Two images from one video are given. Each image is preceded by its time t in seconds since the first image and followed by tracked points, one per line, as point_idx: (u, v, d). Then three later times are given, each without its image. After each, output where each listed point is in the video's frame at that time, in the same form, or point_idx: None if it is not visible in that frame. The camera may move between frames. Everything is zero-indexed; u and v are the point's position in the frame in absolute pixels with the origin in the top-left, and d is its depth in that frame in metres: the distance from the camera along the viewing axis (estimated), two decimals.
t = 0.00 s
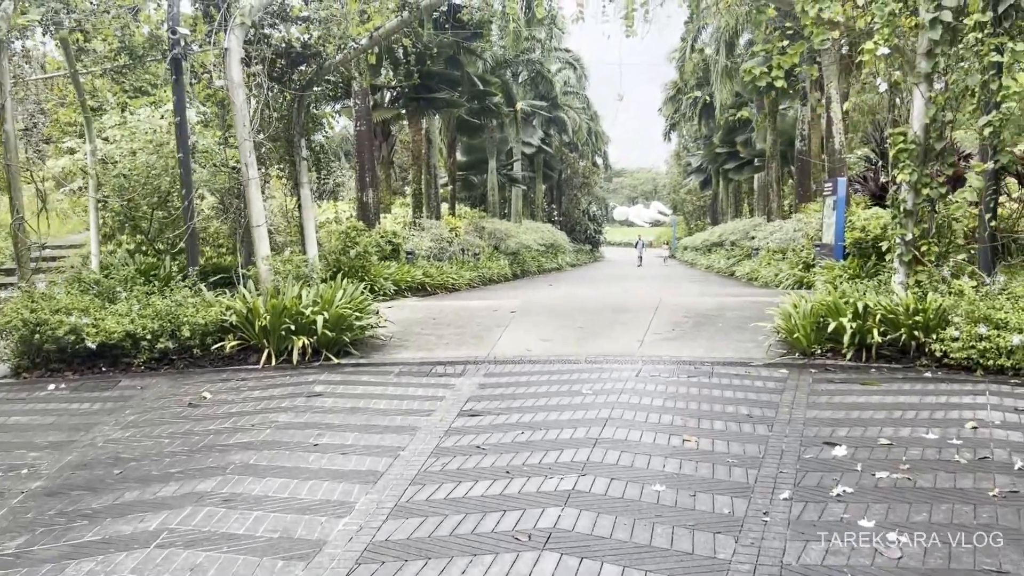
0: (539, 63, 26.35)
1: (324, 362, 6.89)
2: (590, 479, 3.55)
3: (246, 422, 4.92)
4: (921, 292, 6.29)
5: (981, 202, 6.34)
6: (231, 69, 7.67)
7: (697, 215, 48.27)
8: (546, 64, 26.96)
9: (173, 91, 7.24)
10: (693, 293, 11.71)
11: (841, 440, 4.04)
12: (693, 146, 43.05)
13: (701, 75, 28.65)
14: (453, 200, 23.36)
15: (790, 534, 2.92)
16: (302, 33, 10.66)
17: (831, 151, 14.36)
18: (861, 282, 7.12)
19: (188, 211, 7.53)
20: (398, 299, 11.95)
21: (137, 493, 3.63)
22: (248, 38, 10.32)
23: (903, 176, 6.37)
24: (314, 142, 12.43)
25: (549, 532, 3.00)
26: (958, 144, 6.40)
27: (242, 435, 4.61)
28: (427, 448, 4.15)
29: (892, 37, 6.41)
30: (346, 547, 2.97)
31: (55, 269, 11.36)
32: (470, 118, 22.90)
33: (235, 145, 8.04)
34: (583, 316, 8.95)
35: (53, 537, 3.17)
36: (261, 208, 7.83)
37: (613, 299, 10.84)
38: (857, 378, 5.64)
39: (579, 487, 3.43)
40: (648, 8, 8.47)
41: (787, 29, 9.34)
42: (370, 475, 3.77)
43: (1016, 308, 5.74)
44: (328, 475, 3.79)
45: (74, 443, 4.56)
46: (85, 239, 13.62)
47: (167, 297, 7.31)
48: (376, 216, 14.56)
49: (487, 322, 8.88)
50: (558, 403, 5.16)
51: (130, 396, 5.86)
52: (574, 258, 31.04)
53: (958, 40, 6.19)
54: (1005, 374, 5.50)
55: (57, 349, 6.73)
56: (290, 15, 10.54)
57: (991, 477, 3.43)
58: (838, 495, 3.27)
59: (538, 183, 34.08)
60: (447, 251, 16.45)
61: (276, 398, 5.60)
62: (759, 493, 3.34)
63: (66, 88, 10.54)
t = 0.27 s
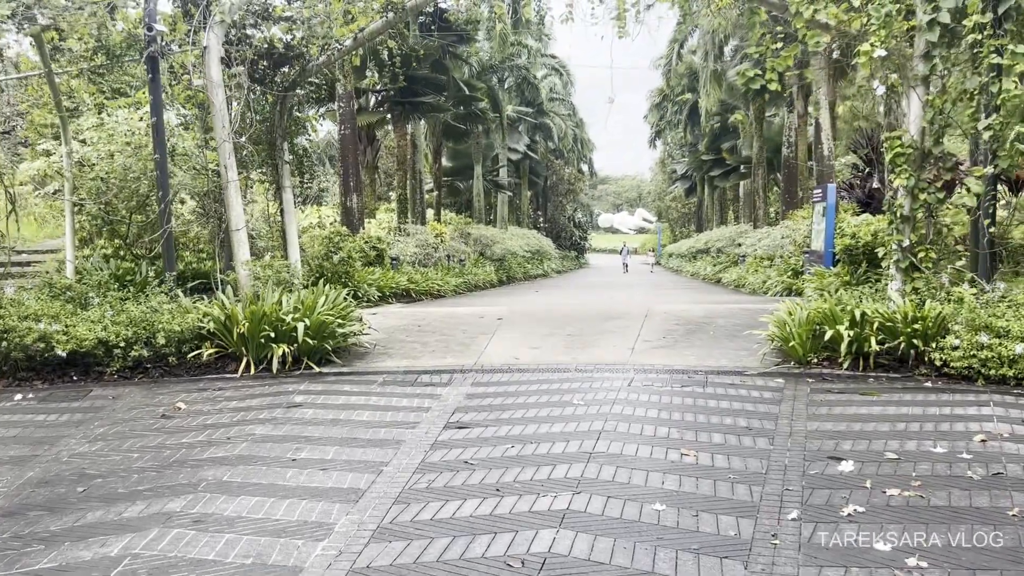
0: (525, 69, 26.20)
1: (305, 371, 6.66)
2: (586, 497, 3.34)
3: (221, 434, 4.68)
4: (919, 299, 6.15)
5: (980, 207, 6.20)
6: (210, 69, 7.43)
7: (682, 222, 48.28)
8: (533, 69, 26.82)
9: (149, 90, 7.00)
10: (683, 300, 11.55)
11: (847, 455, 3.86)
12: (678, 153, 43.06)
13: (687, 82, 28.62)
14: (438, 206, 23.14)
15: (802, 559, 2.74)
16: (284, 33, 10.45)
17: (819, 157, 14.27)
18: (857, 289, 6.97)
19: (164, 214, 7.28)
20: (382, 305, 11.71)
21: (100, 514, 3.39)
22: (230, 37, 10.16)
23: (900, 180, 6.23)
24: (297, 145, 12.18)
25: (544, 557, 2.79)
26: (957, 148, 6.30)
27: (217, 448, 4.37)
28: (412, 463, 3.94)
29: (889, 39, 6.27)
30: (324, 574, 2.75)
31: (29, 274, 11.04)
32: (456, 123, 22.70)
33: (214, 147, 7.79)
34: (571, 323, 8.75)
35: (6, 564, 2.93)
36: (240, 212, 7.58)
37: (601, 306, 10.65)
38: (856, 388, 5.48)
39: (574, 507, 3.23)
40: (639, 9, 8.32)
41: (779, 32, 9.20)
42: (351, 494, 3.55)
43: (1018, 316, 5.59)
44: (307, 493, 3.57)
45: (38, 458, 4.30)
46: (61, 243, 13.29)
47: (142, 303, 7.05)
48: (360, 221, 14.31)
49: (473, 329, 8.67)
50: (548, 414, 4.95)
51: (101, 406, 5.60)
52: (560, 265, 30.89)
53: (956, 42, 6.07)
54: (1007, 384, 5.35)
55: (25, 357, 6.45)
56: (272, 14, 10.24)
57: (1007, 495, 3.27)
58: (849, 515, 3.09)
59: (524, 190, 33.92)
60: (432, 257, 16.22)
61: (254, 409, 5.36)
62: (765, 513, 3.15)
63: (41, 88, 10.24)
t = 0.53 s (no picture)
0: (508, 71, 26.05)
1: (287, 383, 6.43)
2: (585, 520, 3.16)
3: (198, 454, 4.45)
4: (917, 302, 6.01)
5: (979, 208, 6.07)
6: (185, 71, 7.19)
7: (667, 224, 48.26)
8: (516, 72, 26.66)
9: (122, 94, 6.75)
10: (672, 304, 11.40)
11: (855, 469, 3.70)
12: (662, 154, 43.02)
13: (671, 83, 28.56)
14: (423, 210, 22.91)
15: None
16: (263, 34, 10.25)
17: (807, 158, 14.18)
18: (853, 293, 6.83)
19: (139, 222, 7.04)
20: (367, 312, 11.48)
21: (65, 547, 3.16)
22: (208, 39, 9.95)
23: (896, 181, 6.10)
24: (277, 150, 11.93)
25: None
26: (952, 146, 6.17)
27: (192, 470, 4.14)
28: (399, 484, 3.73)
29: (884, 37, 6.14)
30: None
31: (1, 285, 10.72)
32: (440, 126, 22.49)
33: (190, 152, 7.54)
34: (561, 329, 8.57)
35: None
36: (217, 219, 7.34)
37: (590, 311, 10.48)
38: (857, 395, 5.32)
39: (573, 532, 3.04)
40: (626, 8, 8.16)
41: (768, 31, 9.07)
42: (334, 520, 3.33)
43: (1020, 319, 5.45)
44: (287, 519, 3.35)
45: (1, 484, 4.06)
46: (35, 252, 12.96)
47: (116, 314, 6.80)
48: (343, 226, 14.06)
49: (461, 337, 8.47)
50: (541, 427, 4.76)
51: (72, 425, 5.35)
52: (545, 268, 30.71)
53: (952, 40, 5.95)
54: (1010, 390, 5.21)
55: None
56: (250, 15, 10.04)
57: None
58: (865, 537, 2.92)
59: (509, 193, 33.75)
60: (417, 262, 15.99)
61: (233, 426, 5.13)
62: (776, 536, 2.97)
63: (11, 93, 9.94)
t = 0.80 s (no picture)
0: (499, 74, 25.89)
1: (273, 392, 6.22)
2: (585, 538, 2.97)
3: (176, 468, 4.24)
4: (921, 303, 5.85)
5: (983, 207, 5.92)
6: (166, 71, 6.97)
7: (658, 226, 48.17)
8: (506, 74, 26.49)
9: (100, 93, 6.53)
10: (666, 306, 11.23)
11: (867, 479, 3.53)
12: (653, 157, 42.93)
13: (661, 86, 28.45)
14: (413, 213, 22.69)
15: None
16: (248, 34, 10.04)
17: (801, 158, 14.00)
18: (854, 294, 6.66)
19: (118, 226, 6.81)
20: (356, 317, 11.28)
21: (29, 572, 2.95)
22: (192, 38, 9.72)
23: (898, 179, 5.95)
24: (264, 152, 11.70)
25: None
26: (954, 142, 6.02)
27: (170, 486, 3.93)
28: (388, 500, 3.54)
29: (884, 31, 5.98)
30: None
31: None
32: (429, 129, 22.29)
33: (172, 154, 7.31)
34: (555, 333, 8.38)
35: None
36: (200, 222, 7.11)
37: (583, 314, 10.30)
38: (862, 400, 5.15)
39: (574, 552, 2.86)
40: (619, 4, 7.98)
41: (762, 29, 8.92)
42: (319, 540, 3.14)
43: None
44: (268, 539, 3.15)
45: None
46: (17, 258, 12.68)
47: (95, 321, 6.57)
48: (331, 230, 13.83)
49: (452, 342, 8.27)
50: (536, 436, 4.56)
51: (46, 437, 5.13)
52: (536, 272, 30.52)
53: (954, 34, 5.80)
54: (1019, 393, 5.05)
55: None
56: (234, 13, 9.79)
57: None
58: (885, 555, 2.75)
59: (500, 196, 33.56)
60: (407, 265, 15.78)
61: (215, 437, 4.92)
62: (789, 554, 2.80)
63: None
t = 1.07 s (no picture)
0: (492, 77, 25.71)
1: (259, 403, 6.00)
2: (588, 565, 2.78)
3: (154, 487, 4.02)
4: (929, 309, 5.68)
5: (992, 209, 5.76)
6: (149, 71, 6.76)
7: (652, 230, 48.05)
8: (500, 77, 26.30)
9: (80, 95, 6.32)
10: (663, 312, 11.04)
11: (884, 498, 3.34)
12: (646, 160, 42.80)
13: (655, 88, 28.32)
14: (405, 218, 22.47)
15: None
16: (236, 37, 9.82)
17: (799, 160, 13.78)
18: (860, 300, 6.49)
19: (99, 232, 6.59)
20: (347, 324, 11.05)
21: None
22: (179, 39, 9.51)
23: (903, 180, 5.78)
24: (253, 156, 11.48)
25: None
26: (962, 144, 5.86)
27: (146, 507, 3.71)
28: (377, 523, 3.33)
29: (890, 29, 5.82)
30: None
31: None
32: (422, 132, 22.08)
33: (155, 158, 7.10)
34: (551, 340, 8.18)
35: None
36: (185, 227, 6.90)
37: (578, 320, 10.10)
38: (870, 410, 4.97)
39: None
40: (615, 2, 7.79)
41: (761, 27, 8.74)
42: (302, 568, 2.93)
43: None
44: (248, 568, 2.94)
45: None
46: None
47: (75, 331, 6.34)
48: (322, 235, 13.59)
49: (445, 350, 8.06)
50: (533, 450, 4.36)
51: (21, 453, 4.90)
52: (530, 276, 30.34)
53: (962, 31, 5.64)
54: None
55: None
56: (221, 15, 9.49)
57: None
58: None
59: (493, 200, 33.37)
60: (399, 270, 15.56)
61: (196, 453, 4.70)
62: None
63: None
